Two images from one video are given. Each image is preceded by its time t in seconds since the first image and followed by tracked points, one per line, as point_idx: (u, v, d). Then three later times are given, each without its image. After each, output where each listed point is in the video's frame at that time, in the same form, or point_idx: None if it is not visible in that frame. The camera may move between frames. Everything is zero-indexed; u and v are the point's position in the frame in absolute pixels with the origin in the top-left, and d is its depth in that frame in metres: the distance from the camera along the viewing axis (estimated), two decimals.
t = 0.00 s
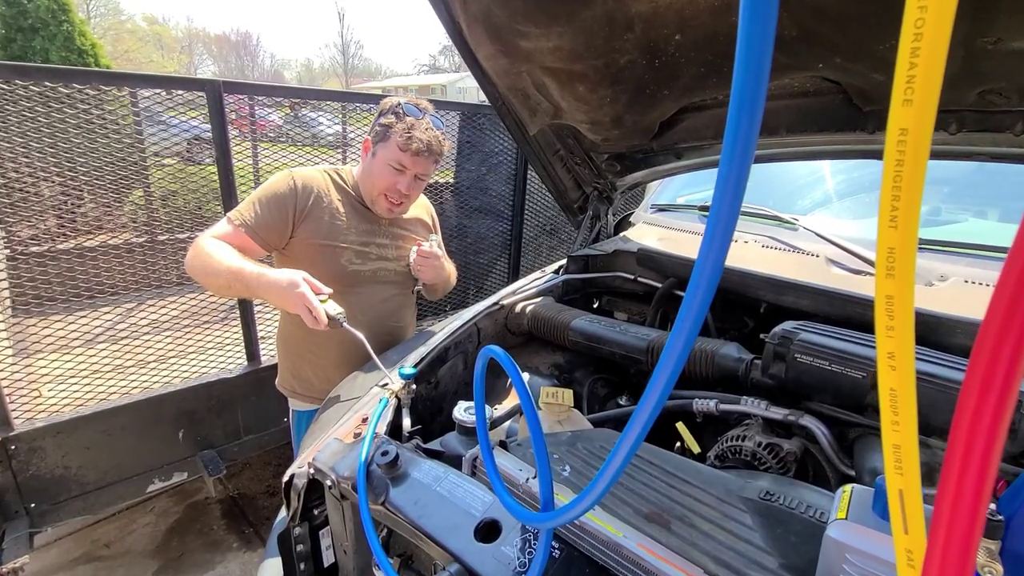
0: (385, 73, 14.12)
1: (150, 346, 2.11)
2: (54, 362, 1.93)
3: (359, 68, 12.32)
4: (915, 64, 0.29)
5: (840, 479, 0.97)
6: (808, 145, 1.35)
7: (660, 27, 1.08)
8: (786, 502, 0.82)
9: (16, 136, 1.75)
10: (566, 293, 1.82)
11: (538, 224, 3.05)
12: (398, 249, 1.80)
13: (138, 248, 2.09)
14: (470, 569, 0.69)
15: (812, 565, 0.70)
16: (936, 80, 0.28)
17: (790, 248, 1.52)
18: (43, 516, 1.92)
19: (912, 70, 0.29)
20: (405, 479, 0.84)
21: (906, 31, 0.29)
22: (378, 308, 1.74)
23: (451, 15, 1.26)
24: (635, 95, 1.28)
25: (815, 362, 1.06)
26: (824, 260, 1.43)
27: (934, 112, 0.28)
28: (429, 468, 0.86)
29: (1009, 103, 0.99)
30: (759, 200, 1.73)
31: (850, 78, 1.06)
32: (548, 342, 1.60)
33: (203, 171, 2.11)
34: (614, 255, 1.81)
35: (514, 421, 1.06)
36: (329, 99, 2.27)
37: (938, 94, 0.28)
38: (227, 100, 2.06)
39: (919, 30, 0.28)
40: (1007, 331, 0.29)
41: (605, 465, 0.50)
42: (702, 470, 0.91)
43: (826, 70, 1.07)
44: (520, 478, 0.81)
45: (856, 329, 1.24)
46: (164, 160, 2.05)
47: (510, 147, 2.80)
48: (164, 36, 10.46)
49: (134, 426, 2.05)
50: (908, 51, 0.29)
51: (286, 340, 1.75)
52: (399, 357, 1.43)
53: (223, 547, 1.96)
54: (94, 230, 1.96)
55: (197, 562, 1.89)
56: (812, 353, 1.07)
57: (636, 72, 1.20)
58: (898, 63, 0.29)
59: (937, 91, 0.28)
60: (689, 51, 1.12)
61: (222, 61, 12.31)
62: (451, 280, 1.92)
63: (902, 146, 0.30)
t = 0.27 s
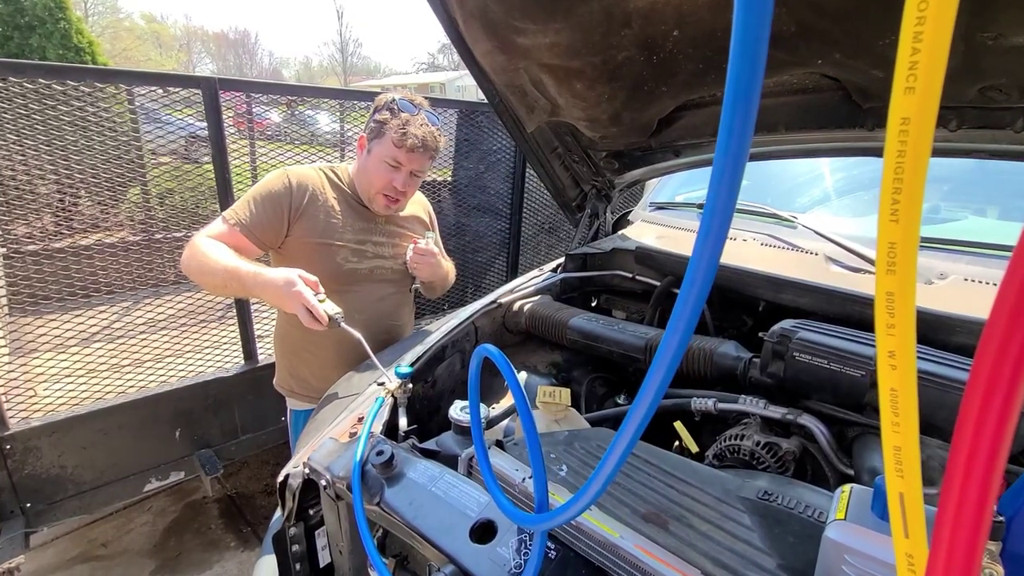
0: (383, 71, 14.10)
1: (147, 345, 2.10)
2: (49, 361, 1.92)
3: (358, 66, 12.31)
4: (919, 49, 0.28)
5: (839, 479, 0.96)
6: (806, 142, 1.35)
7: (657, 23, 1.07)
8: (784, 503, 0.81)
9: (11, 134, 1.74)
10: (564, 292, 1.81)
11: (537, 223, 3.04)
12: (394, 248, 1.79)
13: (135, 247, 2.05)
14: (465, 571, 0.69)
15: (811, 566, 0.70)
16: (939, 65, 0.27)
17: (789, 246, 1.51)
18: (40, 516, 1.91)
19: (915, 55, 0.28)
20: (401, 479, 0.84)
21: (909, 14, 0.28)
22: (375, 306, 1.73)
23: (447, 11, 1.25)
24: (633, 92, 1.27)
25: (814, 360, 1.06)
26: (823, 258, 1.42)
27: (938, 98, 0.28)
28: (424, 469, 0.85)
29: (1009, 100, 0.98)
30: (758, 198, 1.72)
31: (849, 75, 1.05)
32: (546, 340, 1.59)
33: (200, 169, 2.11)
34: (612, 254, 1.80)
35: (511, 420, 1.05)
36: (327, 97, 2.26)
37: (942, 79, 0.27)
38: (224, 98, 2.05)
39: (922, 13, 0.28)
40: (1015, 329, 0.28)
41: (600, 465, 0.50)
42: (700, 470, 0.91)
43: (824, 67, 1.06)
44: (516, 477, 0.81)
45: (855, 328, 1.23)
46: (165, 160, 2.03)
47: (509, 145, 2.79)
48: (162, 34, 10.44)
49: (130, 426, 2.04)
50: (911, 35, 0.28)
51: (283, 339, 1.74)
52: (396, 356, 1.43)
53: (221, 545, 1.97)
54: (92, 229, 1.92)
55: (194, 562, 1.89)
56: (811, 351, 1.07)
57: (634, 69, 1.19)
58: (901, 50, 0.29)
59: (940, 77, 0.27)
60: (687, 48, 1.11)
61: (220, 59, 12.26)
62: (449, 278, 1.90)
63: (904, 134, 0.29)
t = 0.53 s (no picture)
0: (383, 69, 14.08)
1: (147, 344, 2.10)
2: (48, 360, 1.91)
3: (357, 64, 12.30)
4: (920, 53, 0.28)
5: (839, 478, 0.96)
6: (806, 141, 1.35)
7: (657, 22, 1.06)
8: (784, 502, 0.81)
9: (9, 133, 1.73)
10: (564, 291, 1.81)
11: (536, 221, 3.04)
12: (394, 247, 1.79)
13: (138, 246, 2.07)
14: (465, 570, 0.69)
15: (810, 565, 0.70)
16: (940, 69, 0.27)
17: (789, 245, 1.51)
18: (40, 515, 1.91)
19: (917, 60, 0.28)
20: (401, 479, 0.84)
21: (911, 18, 0.28)
22: (375, 306, 1.73)
23: (447, 10, 1.25)
24: (632, 91, 1.27)
25: (813, 359, 1.06)
26: (823, 257, 1.42)
27: (938, 103, 0.28)
28: (425, 468, 0.85)
29: (1009, 99, 0.98)
30: (758, 197, 1.72)
31: (849, 74, 1.05)
32: (546, 339, 1.59)
33: (200, 168, 2.10)
34: (612, 253, 1.80)
35: (511, 420, 1.05)
36: (326, 96, 2.26)
37: (943, 83, 0.27)
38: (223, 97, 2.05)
39: (924, 18, 0.28)
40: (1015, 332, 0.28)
41: (602, 466, 0.50)
42: (700, 469, 0.91)
43: (824, 66, 1.06)
44: (517, 477, 0.81)
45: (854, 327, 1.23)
46: (163, 159, 2.03)
47: (508, 144, 2.78)
48: (161, 32, 10.42)
49: (130, 425, 2.04)
50: (912, 40, 0.28)
51: (283, 338, 1.74)
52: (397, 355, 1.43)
53: (221, 544, 1.97)
54: (91, 229, 1.93)
55: (194, 561, 1.90)
56: (810, 351, 1.07)
57: (634, 68, 1.19)
58: (902, 54, 0.29)
59: (941, 81, 0.27)
60: (687, 46, 1.11)
61: (218, 57, 12.23)
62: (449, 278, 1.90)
63: (905, 138, 0.29)
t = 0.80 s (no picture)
0: (383, 65, 14.04)
1: (148, 340, 2.10)
2: (49, 356, 1.90)
3: (356, 60, 12.28)
4: (946, 41, 0.27)
5: (842, 475, 0.96)
6: (810, 137, 1.34)
7: (660, 16, 1.05)
8: (787, 498, 0.81)
9: (8, 128, 1.73)
10: (566, 287, 1.81)
11: (537, 217, 3.04)
12: (396, 243, 1.79)
13: (139, 242, 2.07)
14: (468, 566, 0.68)
15: (815, 562, 0.69)
16: (967, 56, 0.27)
17: (791, 241, 1.51)
18: (41, 511, 1.91)
19: (943, 47, 0.28)
20: (404, 475, 0.84)
21: (938, 6, 0.28)
22: (376, 302, 1.72)
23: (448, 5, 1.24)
24: (635, 86, 1.27)
25: (817, 355, 1.06)
26: (826, 253, 1.42)
27: (965, 90, 0.27)
28: (427, 465, 0.85)
29: (1015, 93, 0.98)
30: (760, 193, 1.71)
31: (854, 68, 1.05)
32: (547, 335, 1.59)
33: (199, 164, 2.10)
34: (614, 249, 1.80)
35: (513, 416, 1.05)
36: (326, 91, 2.25)
37: (970, 70, 0.27)
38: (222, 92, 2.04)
39: (951, 5, 0.27)
40: None
41: (608, 464, 0.49)
42: (704, 466, 0.90)
43: (829, 60, 1.05)
44: (520, 473, 0.81)
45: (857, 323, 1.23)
46: (162, 154, 2.02)
47: (509, 139, 2.77)
48: (160, 27, 10.38)
49: (131, 421, 2.04)
50: (938, 27, 0.28)
51: (284, 335, 1.74)
52: (398, 351, 1.43)
53: (222, 540, 1.99)
54: (91, 225, 1.94)
55: (195, 557, 1.91)
56: (813, 347, 1.06)
57: (637, 63, 1.18)
58: (927, 41, 0.28)
59: (968, 69, 0.27)
60: (690, 41, 1.10)
61: (217, 52, 12.18)
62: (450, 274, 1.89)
63: (929, 128, 0.29)
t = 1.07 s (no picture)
0: (382, 58, 13.98)
1: (146, 333, 2.09)
2: (47, 350, 1.90)
3: (355, 52, 12.22)
4: (960, 15, 0.27)
5: (842, 468, 0.95)
6: (811, 128, 1.33)
7: (661, 5, 1.04)
8: (787, 492, 0.80)
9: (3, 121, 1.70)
10: (565, 280, 1.80)
11: (536, 210, 3.02)
12: (395, 236, 1.78)
13: (136, 235, 2.06)
14: (466, 560, 0.68)
15: (814, 556, 0.69)
16: (982, 31, 0.26)
17: (792, 233, 1.50)
18: (40, 505, 1.91)
19: (956, 22, 0.27)
20: (401, 469, 0.83)
21: None
22: (375, 295, 1.71)
23: None
24: (634, 76, 1.25)
25: (816, 349, 1.05)
26: (827, 246, 1.41)
27: (979, 67, 0.26)
28: (425, 458, 0.84)
29: (1019, 83, 0.97)
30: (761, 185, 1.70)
31: (857, 58, 1.03)
32: (547, 329, 1.58)
33: (196, 157, 2.08)
34: (613, 241, 1.78)
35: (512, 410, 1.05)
36: (323, 83, 2.24)
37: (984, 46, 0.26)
38: (218, 83, 2.02)
39: None
40: None
41: (606, 456, 0.49)
42: (703, 460, 0.90)
43: (831, 49, 1.04)
44: (518, 467, 0.80)
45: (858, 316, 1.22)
46: (159, 147, 1.99)
47: (508, 131, 2.76)
48: (157, 19, 10.32)
49: (130, 414, 2.04)
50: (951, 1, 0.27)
51: (283, 329, 1.73)
52: (396, 344, 1.42)
53: (221, 533, 1.99)
54: (87, 219, 1.93)
55: (195, 550, 1.92)
56: (813, 340, 1.06)
57: (637, 52, 1.17)
58: (940, 15, 0.27)
59: (982, 44, 0.26)
60: (691, 29, 1.08)
61: (215, 44, 12.11)
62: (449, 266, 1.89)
63: (940, 107, 0.28)
